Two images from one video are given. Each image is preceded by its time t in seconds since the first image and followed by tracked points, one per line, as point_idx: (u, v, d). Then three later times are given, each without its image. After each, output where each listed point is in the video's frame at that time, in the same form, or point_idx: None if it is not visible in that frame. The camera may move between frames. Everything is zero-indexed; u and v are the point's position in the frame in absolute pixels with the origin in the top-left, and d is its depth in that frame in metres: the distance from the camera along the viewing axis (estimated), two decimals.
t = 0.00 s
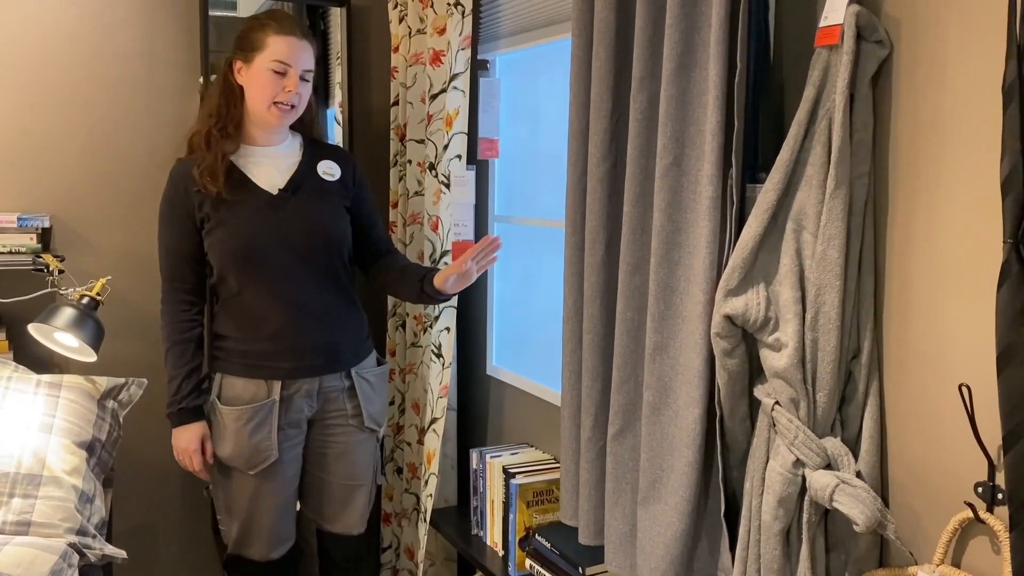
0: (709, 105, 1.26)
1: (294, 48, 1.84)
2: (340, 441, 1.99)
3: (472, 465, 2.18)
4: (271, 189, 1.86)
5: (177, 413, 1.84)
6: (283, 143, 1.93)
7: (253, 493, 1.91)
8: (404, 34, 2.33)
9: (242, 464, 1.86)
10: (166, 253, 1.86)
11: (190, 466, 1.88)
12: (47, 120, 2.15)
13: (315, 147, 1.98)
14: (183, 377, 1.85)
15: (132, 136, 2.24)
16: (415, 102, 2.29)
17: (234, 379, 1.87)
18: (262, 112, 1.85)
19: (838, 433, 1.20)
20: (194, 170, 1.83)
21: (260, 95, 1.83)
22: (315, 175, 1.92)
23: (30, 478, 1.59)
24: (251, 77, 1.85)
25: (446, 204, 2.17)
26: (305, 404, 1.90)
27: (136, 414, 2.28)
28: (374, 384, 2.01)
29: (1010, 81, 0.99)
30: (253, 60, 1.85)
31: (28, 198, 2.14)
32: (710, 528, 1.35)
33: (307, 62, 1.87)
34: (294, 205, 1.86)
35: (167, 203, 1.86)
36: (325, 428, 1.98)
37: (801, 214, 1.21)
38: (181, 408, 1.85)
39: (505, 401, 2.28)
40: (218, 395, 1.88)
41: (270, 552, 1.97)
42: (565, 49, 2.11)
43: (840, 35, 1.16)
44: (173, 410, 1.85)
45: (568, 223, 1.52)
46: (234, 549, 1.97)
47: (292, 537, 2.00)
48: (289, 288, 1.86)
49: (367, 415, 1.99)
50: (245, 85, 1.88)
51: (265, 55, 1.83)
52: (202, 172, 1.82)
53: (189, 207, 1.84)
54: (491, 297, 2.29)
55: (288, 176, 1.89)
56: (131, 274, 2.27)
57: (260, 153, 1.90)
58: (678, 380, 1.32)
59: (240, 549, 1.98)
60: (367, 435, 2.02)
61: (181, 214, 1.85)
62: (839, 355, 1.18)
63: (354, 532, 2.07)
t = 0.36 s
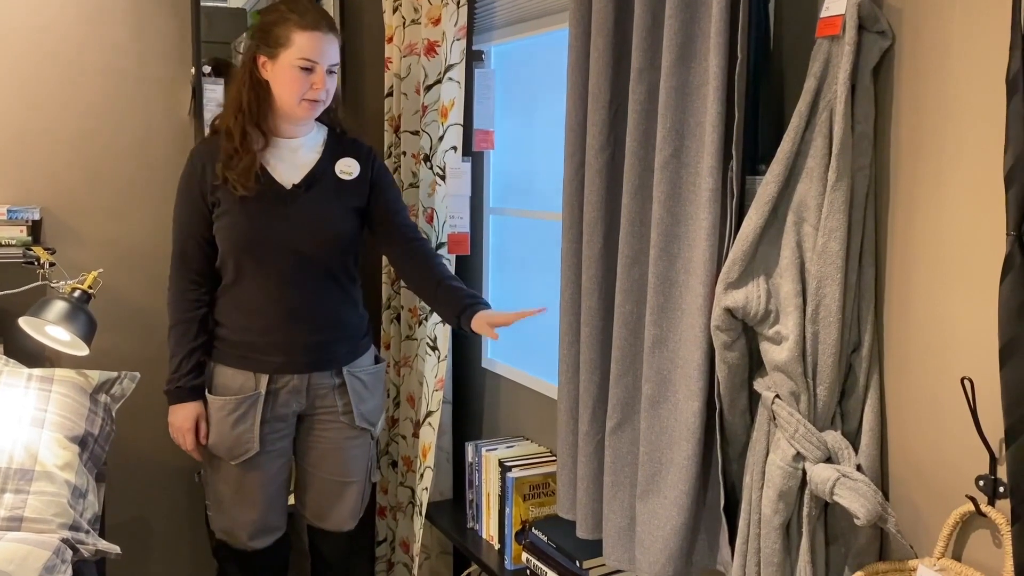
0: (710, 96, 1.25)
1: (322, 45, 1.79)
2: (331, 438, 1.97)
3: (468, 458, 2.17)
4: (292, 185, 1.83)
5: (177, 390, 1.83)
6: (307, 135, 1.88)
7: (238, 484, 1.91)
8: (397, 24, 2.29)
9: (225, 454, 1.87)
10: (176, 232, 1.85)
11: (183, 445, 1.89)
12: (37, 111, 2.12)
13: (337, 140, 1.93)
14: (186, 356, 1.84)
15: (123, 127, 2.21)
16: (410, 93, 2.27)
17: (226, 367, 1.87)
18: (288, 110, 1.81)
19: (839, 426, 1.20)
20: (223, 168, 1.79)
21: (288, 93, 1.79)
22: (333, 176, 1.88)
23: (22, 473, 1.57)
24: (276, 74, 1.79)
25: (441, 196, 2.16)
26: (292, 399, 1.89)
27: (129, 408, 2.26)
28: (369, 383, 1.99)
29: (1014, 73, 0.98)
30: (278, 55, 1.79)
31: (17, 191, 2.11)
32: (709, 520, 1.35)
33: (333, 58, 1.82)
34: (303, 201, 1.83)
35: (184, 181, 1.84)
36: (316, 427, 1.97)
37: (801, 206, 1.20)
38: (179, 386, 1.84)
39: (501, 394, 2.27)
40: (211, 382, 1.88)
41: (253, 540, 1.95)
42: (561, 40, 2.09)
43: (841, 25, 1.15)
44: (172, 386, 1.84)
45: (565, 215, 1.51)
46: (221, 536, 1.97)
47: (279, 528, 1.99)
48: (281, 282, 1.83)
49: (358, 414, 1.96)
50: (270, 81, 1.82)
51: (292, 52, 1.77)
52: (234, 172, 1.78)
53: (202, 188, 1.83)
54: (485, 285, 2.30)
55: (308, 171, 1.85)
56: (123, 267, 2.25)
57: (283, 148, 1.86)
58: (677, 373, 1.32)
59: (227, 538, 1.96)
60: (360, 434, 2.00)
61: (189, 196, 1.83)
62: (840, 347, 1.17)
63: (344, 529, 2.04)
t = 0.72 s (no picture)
0: (711, 82, 1.24)
1: (330, 40, 1.75)
2: (327, 425, 1.96)
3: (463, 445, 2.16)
4: (295, 174, 1.81)
5: (177, 371, 1.83)
6: (311, 123, 1.86)
7: (230, 469, 1.90)
8: (390, 9, 2.26)
9: (218, 437, 1.86)
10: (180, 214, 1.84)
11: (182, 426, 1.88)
12: (25, 96, 2.09)
13: (342, 130, 1.91)
14: (187, 337, 1.84)
15: (113, 112, 2.18)
16: (405, 78, 2.26)
17: (223, 352, 1.86)
18: (293, 102, 1.78)
19: (839, 413, 1.20)
20: (226, 155, 1.77)
21: (293, 86, 1.76)
22: (336, 165, 1.86)
23: (14, 462, 1.55)
24: (282, 65, 1.76)
25: (436, 182, 2.14)
26: (287, 386, 1.88)
27: (121, 395, 2.24)
28: (366, 372, 1.97)
29: (1018, 59, 0.98)
30: (285, 47, 1.75)
31: (6, 177, 2.08)
32: (708, 506, 1.35)
33: (342, 53, 1.78)
34: (304, 193, 1.81)
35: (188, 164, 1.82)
36: (312, 414, 1.95)
37: (802, 192, 1.20)
38: (178, 367, 1.83)
39: (496, 381, 2.27)
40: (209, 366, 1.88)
41: (247, 525, 1.94)
42: (556, 25, 2.07)
43: (843, 11, 1.14)
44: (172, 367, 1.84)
45: (563, 202, 1.50)
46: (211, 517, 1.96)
47: (276, 514, 1.98)
48: (278, 268, 1.82)
49: (355, 404, 1.95)
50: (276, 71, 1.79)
51: (299, 46, 1.73)
52: (236, 161, 1.76)
53: (205, 172, 1.81)
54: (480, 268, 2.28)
55: (309, 160, 1.83)
56: (114, 253, 2.22)
57: (287, 137, 1.84)
58: (677, 360, 1.31)
59: (217, 519, 1.96)
60: (356, 422, 1.99)
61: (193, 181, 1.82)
62: (841, 334, 1.17)
63: (339, 519, 2.03)
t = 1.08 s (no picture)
0: (712, 62, 1.22)
1: (320, 26, 1.72)
2: (315, 406, 1.94)
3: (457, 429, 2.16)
4: (284, 154, 1.79)
5: (163, 359, 1.79)
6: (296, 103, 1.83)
7: (216, 455, 1.88)
8: None
9: (205, 423, 1.84)
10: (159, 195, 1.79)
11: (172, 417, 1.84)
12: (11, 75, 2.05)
13: (325, 109, 1.89)
14: (173, 325, 1.80)
15: (100, 92, 2.15)
16: (397, 58, 2.22)
17: (208, 337, 1.83)
18: (281, 87, 1.75)
19: (839, 395, 1.20)
20: (216, 139, 1.74)
21: (282, 71, 1.73)
22: (321, 143, 1.85)
23: (5, 447, 1.52)
24: (271, 50, 1.73)
25: (430, 164, 2.12)
26: (275, 368, 1.87)
27: (111, 379, 2.22)
28: (352, 354, 1.97)
29: None
30: (274, 31, 1.72)
31: None
32: (706, 488, 1.35)
33: (330, 38, 1.76)
34: (291, 173, 1.79)
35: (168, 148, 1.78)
36: (300, 396, 1.94)
37: (805, 172, 1.19)
38: (164, 356, 1.80)
39: (490, 364, 2.26)
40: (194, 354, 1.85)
41: (230, 512, 1.93)
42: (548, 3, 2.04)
43: None
44: (158, 356, 1.80)
45: (562, 184, 1.48)
46: (192, 505, 1.93)
47: (252, 499, 1.97)
48: (267, 251, 1.80)
49: (343, 383, 1.94)
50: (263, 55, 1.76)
51: (290, 31, 1.70)
52: (228, 146, 1.73)
53: (189, 157, 1.77)
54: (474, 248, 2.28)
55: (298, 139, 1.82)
56: (104, 236, 2.19)
57: (273, 120, 1.81)
58: (677, 344, 1.31)
59: (200, 507, 1.93)
60: (345, 402, 1.98)
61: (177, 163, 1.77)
62: (842, 316, 1.17)
63: (331, 498, 2.02)
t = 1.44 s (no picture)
0: (711, 36, 1.20)
1: (273, 4, 1.71)
2: (273, 379, 2.00)
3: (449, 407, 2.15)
4: (233, 132, 1.81)
5: (147, 349, 1.71)
6: (234, 82, 1.84)
7: (187, 438, 1.88)
8: None
9: (180, 407, 1.84)
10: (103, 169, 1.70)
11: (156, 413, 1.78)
12: None
13: (257, 86, 1.92)
14: (148, 314, 1.73)
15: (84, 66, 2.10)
16: (386, 33, 2.20)
17: (167, 320, 1.82)
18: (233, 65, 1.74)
19: (836, 372, 1.20)
20: (171, 120, 1.71)
21: (235, 50, 1.71)
22: (266, 121, 1.89)
23: None
24: (222, 27, 1.70)
25: (421, 140, 2.10)
26: (236, 344, 1.91)
27: (98, 358, 2.19)
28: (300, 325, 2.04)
29: None
30: (226, 9, 1.69)
31: None
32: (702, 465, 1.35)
33: (281, 15, 1.75)
34: (247, 153, 1.82)
35: (116, 125, 1.70)
36: (254, 368, 1.98)
37: (803, 148, 1.17)
38: (148, 346, 1.72)
39: (482, 343, 2.26)
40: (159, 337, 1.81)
41: (201, 491, 1.94)
42: None
43: None
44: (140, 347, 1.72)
45: (556, 160, 1.47)
46: (164, 490, 1.92)
47: (218, 476, 1.99)
48: (229, 231, 1.83)
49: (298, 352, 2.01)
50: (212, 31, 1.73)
51: (244, 9, 1.68)
52: (186, 127, 1.71)
53: (143, 135, 1.72)
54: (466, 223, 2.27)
55: (244, 118, 1.84)
56: (90, 213, 2.16)
57: (218, 96, 1.80)
58: (673, 321, 1.30)
59: (171, 491, 1.93)
60: (298, 371, 2.05)
61: (126, 137, 1.70)
62: (840, 293, 1.16)
63: (296, 469, 2.08)
